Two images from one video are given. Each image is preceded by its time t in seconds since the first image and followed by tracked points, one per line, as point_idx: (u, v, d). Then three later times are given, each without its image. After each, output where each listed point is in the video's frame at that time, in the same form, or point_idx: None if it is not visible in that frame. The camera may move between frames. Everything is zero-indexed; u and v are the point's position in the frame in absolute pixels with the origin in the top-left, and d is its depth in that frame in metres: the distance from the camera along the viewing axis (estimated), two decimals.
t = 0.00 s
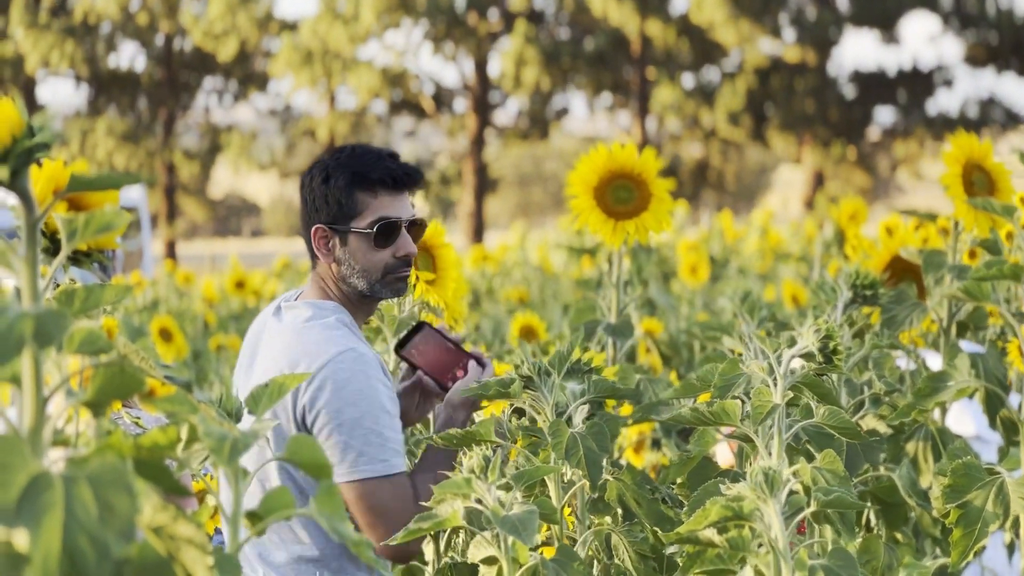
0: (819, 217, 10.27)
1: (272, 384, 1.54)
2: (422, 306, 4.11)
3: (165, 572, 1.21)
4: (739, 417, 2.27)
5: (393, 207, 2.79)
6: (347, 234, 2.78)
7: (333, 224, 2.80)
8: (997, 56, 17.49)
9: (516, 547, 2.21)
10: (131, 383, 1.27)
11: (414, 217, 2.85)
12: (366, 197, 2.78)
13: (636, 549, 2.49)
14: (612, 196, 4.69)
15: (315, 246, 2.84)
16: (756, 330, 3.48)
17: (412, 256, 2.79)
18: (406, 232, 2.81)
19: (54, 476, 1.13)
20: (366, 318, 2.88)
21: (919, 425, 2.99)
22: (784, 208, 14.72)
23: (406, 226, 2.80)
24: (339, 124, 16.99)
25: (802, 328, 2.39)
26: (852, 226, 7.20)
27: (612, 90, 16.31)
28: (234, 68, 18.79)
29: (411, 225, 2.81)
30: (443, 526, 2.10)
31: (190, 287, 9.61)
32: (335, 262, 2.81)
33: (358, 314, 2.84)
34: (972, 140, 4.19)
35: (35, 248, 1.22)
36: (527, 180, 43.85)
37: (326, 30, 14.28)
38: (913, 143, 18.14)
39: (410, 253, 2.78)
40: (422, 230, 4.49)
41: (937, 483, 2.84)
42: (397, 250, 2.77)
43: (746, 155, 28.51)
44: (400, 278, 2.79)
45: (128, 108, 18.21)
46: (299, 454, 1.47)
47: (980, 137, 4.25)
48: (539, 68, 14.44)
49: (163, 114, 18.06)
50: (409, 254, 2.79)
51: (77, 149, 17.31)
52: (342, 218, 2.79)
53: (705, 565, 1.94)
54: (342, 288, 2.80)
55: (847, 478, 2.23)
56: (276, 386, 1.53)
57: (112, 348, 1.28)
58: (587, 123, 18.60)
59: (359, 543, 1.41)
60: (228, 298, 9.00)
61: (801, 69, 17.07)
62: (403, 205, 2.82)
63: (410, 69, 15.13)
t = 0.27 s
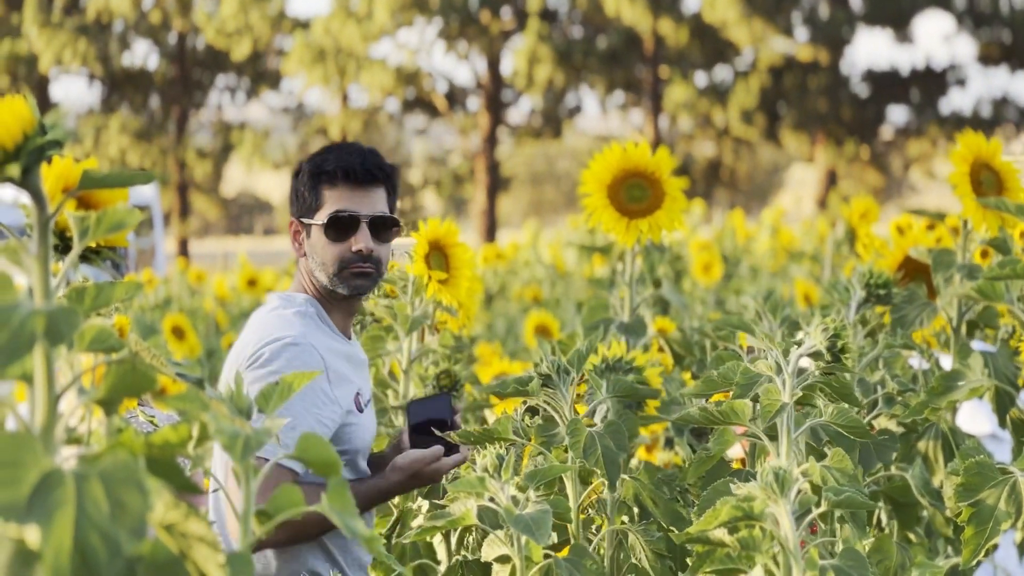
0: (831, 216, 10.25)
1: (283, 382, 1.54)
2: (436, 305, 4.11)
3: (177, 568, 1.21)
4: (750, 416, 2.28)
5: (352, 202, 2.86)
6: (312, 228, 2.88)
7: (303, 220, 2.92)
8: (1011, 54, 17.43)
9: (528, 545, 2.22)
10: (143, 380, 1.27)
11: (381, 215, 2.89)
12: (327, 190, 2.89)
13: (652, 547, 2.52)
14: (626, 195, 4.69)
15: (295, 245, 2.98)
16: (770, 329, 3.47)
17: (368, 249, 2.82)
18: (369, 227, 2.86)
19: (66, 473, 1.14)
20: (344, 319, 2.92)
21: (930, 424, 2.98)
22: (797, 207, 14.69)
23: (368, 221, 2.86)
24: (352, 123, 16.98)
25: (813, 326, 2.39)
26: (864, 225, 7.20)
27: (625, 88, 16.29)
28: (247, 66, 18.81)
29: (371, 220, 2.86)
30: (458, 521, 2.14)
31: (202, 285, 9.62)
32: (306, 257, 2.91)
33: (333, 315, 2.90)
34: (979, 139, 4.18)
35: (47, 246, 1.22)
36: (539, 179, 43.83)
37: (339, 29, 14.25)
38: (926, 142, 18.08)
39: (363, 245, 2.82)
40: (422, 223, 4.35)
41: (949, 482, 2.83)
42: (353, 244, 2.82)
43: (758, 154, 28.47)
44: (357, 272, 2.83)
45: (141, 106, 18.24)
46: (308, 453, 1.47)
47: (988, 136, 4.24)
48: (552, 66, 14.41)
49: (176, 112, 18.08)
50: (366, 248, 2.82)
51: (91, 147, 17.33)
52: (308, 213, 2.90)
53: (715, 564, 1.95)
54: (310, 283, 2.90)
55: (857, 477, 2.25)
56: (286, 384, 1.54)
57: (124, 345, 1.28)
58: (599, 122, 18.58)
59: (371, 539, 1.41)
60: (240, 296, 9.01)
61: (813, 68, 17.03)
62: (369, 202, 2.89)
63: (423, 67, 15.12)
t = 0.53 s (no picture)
0: (849, 215, 10.21)
1: (300, 380, 1.54)
2: (450, 299, 4.28)
3: (195, 566, 1.21)
4: (766, 415, 2.26)
5: (333, 193, 2.85)
6: (297, 224, 2.88)
7: (291, 216, 2.92)
8: None
9: (544, 544, 2.21)
10: (161, 378, 1.27)
11: (364, 205, 2.86)
12: (310, 183, 2.87)
13: (666, 546, 2.51)
14: (647, 194, 4.69)
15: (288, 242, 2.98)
16: (787, 326, 3.46)
17: (351, 240, 2.79)
18: (352, 218, 2.83)
19: (84, 468, 1.14)
20: (339, 316, 2.91)
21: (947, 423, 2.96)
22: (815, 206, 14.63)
23: (350, 212, 2.84)
24: (370, 122, 16.99)
25: (829, 325, 2.37)
26: (882, 224, 7.18)
27: (642, 87, 16.26)
28: (265, 65, 18.85)
29: (352, 209, 2.83)
30: (475, 523, 2.15)
31: (219, 284, 9.64)
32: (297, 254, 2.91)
33: (327, 311, 2.89)
34: (991, 137, 4.15)
35: (65, 242, 1.22)
36: (557, 178, 43.79)
37: (358, 28, 14.25)
38: (944, 141, 18.02)
39: (345, 235, 2.79)
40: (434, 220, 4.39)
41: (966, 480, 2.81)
42: (334, 235, 2.81)
43: (775, 154, 28.38)
44: (343, 264, 2.81)
45: (160, 105, 18.29)
46: (328, 450, 1.47)
47: (1000, 134, 4.20)
48: (570, 65, 14.39)
49: (194, 111, 18.13)
50: (347, 237, 2.80)
51: (110, 146, 17.38)
52: (293, 210, 2.89)
53: (732, 562, 1.94)
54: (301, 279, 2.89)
55: (874, 477, 2.24)
56: (302, 382, 1.53)
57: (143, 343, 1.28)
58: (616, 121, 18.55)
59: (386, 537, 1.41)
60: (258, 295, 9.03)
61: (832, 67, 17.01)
62: (352, 193, 2.86)
63: (441, 66, 15.12)
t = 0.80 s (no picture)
0: (870, 214, 10.16)
1: (323, 379, 1.54)
2: (471, 299, 4.32)
3: (217, 565, 1.21)
4: (791, 414, 2.25)
5: (316, 194, 2.87)
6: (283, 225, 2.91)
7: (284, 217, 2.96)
8: None
9: (566, 544, 2.22)
10: (184, 378, 1.27)
11: (346, 204, 2.86)
12: (296, 183, 2.91)
13: (686, 545, 2.51)
14: (663, 194, 4.67)
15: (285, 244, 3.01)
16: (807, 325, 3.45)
17: (326, 240, 2.80)
18: (333, 218, 2.84)
19: (107, 468, 1.14)
20: (332, 317, 2.92)
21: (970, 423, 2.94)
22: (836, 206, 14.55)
23: (331, 212, 2.84)
24: (390, 121, 17.01)
25: (854, 325, 2.36)
26: (904, 225, 7.14)
27: (663, 86, 16.21)
28: (286, 64, 18.88)
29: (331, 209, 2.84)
30: (496, 522, 2.15)
31: (240, 282, 9.66)
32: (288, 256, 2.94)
33: (318, 313, 2.90)
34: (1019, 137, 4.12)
35: (90, 242, 1.23)
36: (577, 177, 43.73)
37: (378, 27, 14.23)
38: (966, 141, 17.91)
39: (320, 235, 2.81)
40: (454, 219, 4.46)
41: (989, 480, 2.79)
42: (313, 236, 2.82)
43: (795, 154, 28.27)
44: (322, 264, 2.83)
45: (181, 104, 18.34)
46: (348, 450, 1.47)
47: None
48: (590, 64, 14.36)
49: (215, 110, 18.18)
50: (324, 237, 2.81)
51: (131, 144, 17.44)
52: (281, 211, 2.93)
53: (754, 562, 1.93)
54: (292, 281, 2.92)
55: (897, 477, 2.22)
56: (325, 381, 1.53)
57: (169, 342, 1.28)
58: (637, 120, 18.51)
59: (407, 537, 1.41)
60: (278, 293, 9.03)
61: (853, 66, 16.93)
62: (335, 192, 2.88)
63: (462, 65, 15.11)
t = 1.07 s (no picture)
0: (890, 214, 10.11)
1: (339, 378, 1.54)
2: (494, 300, 4.35)
3: (236, 564, 1.21)
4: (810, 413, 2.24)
5: (305, 194, 2.80)
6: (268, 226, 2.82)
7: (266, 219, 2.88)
8: None
9: (585, 542, 2.22)
10: (202, 377, 1.27)
11: (336, 205, 2.79)
12: (283, 184, 2.84)
13: (710, 544, 2.52)
14: (682, 193, 4.66)
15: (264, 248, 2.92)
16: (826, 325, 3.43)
17: (316, 240, 2.72)
18: (321, 218, 2.76)
19: (125, 467, 1.14)
20: (308, 322, 2.82)
21: (991, 422, 2.92)
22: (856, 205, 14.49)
23: (320, 212, 2.76)
24: (408, 120, 16.99)
25: (874, 324, 2.34)
26: (923, 224, 7.10)
27: (681, 85, 16.17)
28: (304, 63, 18.91)
29: (321, 209, 2.75)
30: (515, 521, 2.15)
31: (258, 282, 9.65)
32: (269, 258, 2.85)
33: (293, 319, 2.81)
34: None
35: (106, 242, 1.23)
36: (595, 177, 43.70)
37: (397, 26, 14.21)
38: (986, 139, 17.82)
39: (309, 235, 2.72)
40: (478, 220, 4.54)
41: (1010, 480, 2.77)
42: (302, 236, 2.74)
43: (813, 154, 28.16)
44: (309, 264, 2.74)
45: (199, 103, 18.38)
46: (366, 449, 1.46)
47: None
48: (609, 62, 14.33)
49: (234, 109, 18.21)
50: (314, 236, 2.72)
51: (150, 143, 17.48)
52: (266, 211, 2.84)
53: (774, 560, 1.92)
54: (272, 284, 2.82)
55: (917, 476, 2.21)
56: (343, 380, 1.53)
57: (183, 339, 1.27)
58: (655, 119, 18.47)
59: (426, 536, 1.40)
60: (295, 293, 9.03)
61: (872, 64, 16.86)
62: (324, 193, 2.81)
63: (481, 64, 15.09)
